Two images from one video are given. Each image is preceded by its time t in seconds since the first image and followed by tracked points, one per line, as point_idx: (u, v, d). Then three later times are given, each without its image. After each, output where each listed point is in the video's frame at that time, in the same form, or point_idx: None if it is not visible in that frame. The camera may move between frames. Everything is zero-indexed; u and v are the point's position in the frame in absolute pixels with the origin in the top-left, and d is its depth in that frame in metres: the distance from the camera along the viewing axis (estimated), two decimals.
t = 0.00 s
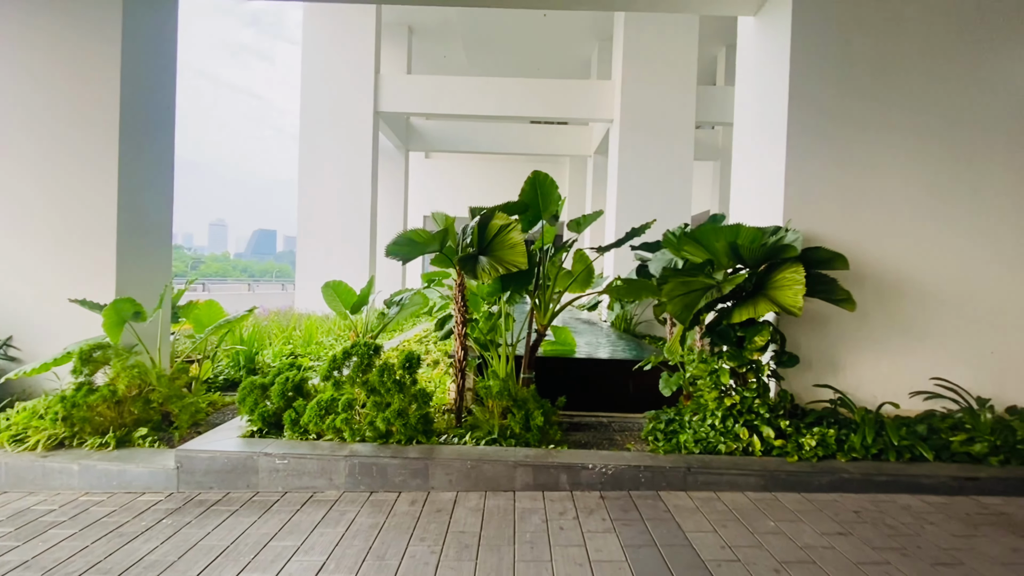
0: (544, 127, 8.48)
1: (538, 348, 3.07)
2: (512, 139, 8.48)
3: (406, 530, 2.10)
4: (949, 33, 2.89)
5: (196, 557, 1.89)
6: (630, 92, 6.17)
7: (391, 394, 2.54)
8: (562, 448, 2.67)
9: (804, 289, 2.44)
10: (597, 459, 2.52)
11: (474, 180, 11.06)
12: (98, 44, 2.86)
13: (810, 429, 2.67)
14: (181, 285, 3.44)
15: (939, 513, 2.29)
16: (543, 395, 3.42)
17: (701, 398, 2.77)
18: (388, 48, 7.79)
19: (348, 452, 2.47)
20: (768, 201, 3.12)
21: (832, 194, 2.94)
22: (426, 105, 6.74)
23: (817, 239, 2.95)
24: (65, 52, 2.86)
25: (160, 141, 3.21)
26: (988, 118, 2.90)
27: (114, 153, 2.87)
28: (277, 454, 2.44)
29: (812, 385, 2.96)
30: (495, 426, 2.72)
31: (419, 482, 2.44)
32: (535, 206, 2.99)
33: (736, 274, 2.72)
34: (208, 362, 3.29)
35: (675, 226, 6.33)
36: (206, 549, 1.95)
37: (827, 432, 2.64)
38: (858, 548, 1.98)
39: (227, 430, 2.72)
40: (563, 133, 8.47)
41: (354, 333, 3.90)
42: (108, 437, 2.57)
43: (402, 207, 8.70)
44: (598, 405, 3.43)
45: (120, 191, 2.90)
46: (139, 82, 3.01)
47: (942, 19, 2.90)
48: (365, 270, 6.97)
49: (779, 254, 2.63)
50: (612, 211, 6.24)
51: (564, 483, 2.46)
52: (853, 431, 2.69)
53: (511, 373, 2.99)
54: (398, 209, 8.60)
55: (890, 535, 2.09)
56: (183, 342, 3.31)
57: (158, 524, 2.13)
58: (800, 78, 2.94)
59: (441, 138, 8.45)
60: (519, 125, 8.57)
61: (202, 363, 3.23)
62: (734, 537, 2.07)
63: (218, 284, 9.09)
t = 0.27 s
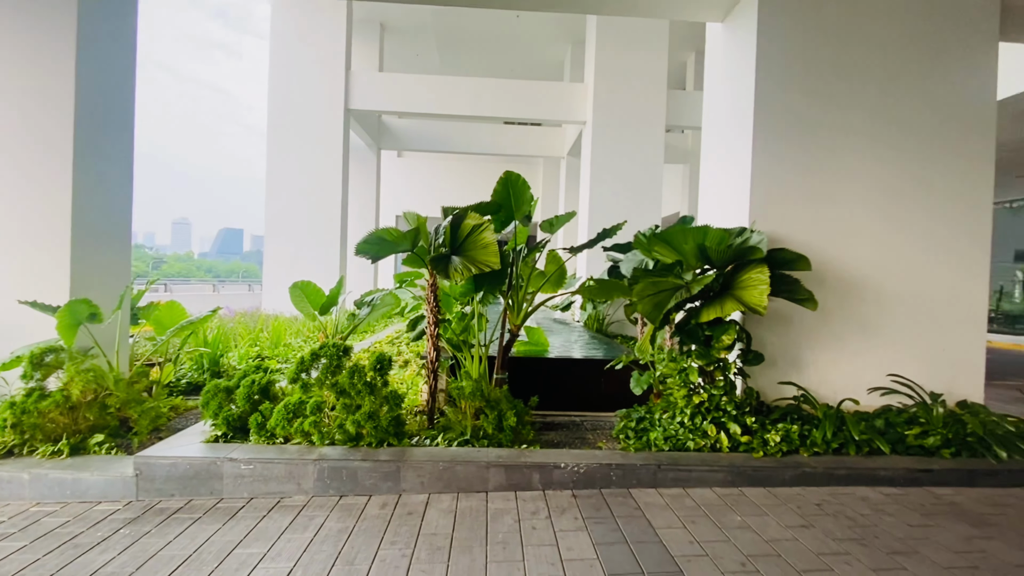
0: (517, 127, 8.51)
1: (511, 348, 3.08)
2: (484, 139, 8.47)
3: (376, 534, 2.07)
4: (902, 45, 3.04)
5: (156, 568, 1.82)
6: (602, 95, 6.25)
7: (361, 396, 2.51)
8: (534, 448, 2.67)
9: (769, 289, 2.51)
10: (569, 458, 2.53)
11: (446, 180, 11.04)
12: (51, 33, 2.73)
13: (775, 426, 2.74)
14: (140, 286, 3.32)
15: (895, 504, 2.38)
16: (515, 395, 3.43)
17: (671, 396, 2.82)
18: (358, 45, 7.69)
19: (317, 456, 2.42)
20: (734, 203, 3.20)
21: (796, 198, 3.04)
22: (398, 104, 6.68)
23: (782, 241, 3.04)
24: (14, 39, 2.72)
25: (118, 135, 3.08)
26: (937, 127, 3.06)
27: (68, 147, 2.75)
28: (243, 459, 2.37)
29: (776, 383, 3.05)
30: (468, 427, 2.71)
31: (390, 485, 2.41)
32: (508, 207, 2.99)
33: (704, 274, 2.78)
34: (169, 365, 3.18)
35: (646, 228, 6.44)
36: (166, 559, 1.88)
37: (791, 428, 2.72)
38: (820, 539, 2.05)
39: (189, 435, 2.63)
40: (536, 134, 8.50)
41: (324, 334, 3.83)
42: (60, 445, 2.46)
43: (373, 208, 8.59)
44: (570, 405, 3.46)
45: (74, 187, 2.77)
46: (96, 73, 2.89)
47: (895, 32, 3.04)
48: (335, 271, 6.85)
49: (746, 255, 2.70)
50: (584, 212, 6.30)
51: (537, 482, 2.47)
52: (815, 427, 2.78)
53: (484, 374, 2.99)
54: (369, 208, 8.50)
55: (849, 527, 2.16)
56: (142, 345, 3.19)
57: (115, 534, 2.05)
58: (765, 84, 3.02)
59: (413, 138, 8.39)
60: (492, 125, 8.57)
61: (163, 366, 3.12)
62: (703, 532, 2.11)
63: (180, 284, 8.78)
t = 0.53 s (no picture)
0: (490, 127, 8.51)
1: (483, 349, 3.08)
2: (457, 138, 8.45)
3: (345, 539, 2.04)
4: (860, 55, 3.17)
5: None
6: (574, 98, 6.31)
7: (330, 399, 2.46)
8: (507, 448, 2.68)
9: (734, 289, 2.58)
10: (542, 458, 2.55)
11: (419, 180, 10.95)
12: None
13: (741, 422, 2.82)
14: (97, 286, 3.18)
15: (854, 496, 2.47)
16: (488, 396, 3.43)
17: (641, 395, 2.87)
18: (328, 42, 7.57)
19: (284, 460, 2.37)
20: (702, 206, 3.27)
21: (761, 201, 3.13)
22: (369, 102, 6.61)
23: (747, 242, 3.13)
24: None
25: (72, 129, 2.95)
26: (893, 134, 3.19)
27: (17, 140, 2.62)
28: (206, 465, 2.30)
29: (742, 380, 3.13)
30: (440, 428, 2.70)
31: (360, 488, 2.38)
32: (480, 207, 2.98)
33: (672, 275, 2.83)
34: (127, 369, 3.06)
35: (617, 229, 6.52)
36: (124, 571, 1.80)
37: (756, 425, 2.79)
38: (783, 532, 2.11)
39: (149, 441, 2.53)
40: (509, 135, 8.52)
41: (292, 336, 3.75)
42: (9, 454, 2.34)
43: (344, 207, 8.46)
44: (542, 404, 3.48)
45: (24, 183, 2.64)
46: (48, 64, 2.76)
47: (854, 42, 3.16)
48: (304, 271, 6.72)
49: (713, 256, 2.76)
50: (557, 213, 6.35)
51: (509, 483, 2.47)
52: (779, 423, 2.86)
53: (456, 375, 2.98)
54: (339, 207, 8.37)
55: (811, 519, 2.24)
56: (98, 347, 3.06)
57: (69, 546, 1.96)
58: (732, 89, 3.10)
59: (384, 137, 8.31)
60: (465, 125, 8.56)
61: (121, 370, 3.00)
62: (671, 528, 2.14)
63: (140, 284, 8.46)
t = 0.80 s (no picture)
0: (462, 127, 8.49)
1: (455, 350, 3.07)
2: (429, 137, 8.40)
3: (313, 544, 2.00)
4: (820, 63, 3.28)
5: None
6: (546, 99, 6.35)
7: (297, 401, 2.41)
8: (478, 448, 2.67)
9: (701, 288, 2.63)
10: (513, 458, 2.55)
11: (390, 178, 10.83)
12: None
13: (708, 419, 2.88)
14: (48, 287, 3.04)
15: (815, 489, 2.56)
16: (460, 396, 3.42)
17: (612, 393, 2.91)
18: (297, 37, 7.42)
19: (249, 465, 2.31)
20: (671, 207, 3.33)
21: (727, 203, 3.21)
22: (339, 99, 6.51)
23: (714, 243, 3.20)
24: None
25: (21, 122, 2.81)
26: (852, 140, 3.32)
27: None
28: (167, 471, 2.22)
29: (709, 378, 3.20)
30: (411, 430, 2.68)
31: (329, 492, 2.33)
32: (452, 206, 2.97)
33: (642, 275, 2.88)
34: (81, 372, 2.93)
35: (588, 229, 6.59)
36: None
37: (723, 421, 2.87)
38: (748, 525, 2.17)
39: (105, 448, 2.43)
40: (482, 135, 8.52)
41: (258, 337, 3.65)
42: None
43: (313, 206, 8.31)
44: (514, 404, 3.49)
45: None
46: None
47: (815, 50, 3.28)
48: (271, 270, 6.56)
49: (681, 257, 2.81)
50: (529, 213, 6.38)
51: (481, 483, 2.47)
52: (745, 419, 2.94)
53: (428, 375, 2.96)
54: (308, 206, 8.21)
55: (774, 512, 2.30)
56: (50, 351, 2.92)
57: (18, 559, 1.86)
58: (699, 93, 3.16)
59: (354, 135, 8.19)
60: (437, 124, 8.51)
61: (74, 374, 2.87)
62: (641, 524, 2.18)
63: (96, 284, 8.11)
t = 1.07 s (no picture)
0: (436, 125, 8.45)
1: (428, 350, 3.05)
2: (402, 135, 8.34)
3: (282, 550, 1.96)
4: (785, 69, 3.39)
5: None
6: (519, 99, 6.37)
7: (264, 404, 2.36)
8: (451, 449, 2.66)
9: (671, 288, 2.68)
10: (487, 458, 2.55)
11: (362, 176, 10.72)
12: None
13: (678, 415, 2.94)
14: None
15: (780, 482, 2.64)
16: (433, 397, 3.41)
17: (585, 391, 2.95)
18: (265, 31, 7.26)
19: (215, 470, 2.24)
20: (641, 207, 3.38)
21: (696, 204, 3.28)
22: (308, 95, 6.40)
23: (684, 244, 3.27)
24: None
25: None
26: (814, 145, 3.44)
27: None
28: (127, 479, 2.14)
29: (679, 375, 3.27)
30: (383, 432, 2.65)
31: (298, 497, 2.29)
32: (424, 205, 2.95)
33: (614, 275, 2.92)
34: (33, 377, 2.79)
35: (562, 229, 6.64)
36: None
37: (692, 418, 2.93)
38: (716, 519, 2.22)
39: (60, 455, 2.33)
40: (456, 134, 8.49)
41: (223, 339, 3.56)
42: None
43: (282, 204, 8.12)
44: (488, 404, 3.50)
45: None
46: None
47: (780, 56, 3.38)
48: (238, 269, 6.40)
49: (652, 257, 2.87)
50: (503, 213, 6.39)
51: (454, 484, 2.46)
52: (713, 415, 3.02)
53: (400, 376, 2.94)
54: (277, 204, 8.05)
55: (742, 505, 2.36)
56: None
57: None
58: (668, 97, 3.23)
59: (325, 132, 8.07)
60: (410, 122, 8.45)
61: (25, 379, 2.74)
62: (613, 521, 2.21)
63: (50, 284, 7.75)
